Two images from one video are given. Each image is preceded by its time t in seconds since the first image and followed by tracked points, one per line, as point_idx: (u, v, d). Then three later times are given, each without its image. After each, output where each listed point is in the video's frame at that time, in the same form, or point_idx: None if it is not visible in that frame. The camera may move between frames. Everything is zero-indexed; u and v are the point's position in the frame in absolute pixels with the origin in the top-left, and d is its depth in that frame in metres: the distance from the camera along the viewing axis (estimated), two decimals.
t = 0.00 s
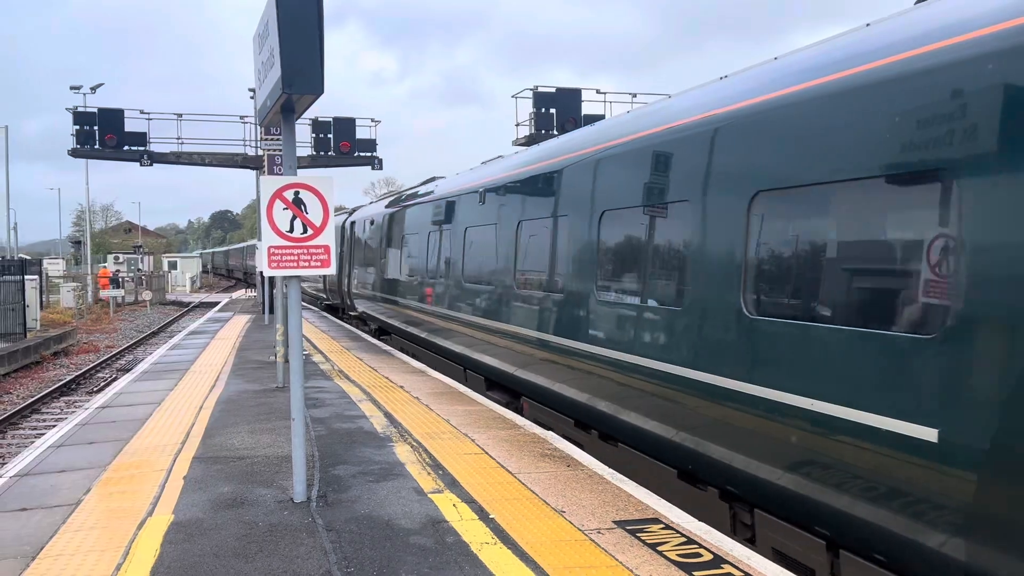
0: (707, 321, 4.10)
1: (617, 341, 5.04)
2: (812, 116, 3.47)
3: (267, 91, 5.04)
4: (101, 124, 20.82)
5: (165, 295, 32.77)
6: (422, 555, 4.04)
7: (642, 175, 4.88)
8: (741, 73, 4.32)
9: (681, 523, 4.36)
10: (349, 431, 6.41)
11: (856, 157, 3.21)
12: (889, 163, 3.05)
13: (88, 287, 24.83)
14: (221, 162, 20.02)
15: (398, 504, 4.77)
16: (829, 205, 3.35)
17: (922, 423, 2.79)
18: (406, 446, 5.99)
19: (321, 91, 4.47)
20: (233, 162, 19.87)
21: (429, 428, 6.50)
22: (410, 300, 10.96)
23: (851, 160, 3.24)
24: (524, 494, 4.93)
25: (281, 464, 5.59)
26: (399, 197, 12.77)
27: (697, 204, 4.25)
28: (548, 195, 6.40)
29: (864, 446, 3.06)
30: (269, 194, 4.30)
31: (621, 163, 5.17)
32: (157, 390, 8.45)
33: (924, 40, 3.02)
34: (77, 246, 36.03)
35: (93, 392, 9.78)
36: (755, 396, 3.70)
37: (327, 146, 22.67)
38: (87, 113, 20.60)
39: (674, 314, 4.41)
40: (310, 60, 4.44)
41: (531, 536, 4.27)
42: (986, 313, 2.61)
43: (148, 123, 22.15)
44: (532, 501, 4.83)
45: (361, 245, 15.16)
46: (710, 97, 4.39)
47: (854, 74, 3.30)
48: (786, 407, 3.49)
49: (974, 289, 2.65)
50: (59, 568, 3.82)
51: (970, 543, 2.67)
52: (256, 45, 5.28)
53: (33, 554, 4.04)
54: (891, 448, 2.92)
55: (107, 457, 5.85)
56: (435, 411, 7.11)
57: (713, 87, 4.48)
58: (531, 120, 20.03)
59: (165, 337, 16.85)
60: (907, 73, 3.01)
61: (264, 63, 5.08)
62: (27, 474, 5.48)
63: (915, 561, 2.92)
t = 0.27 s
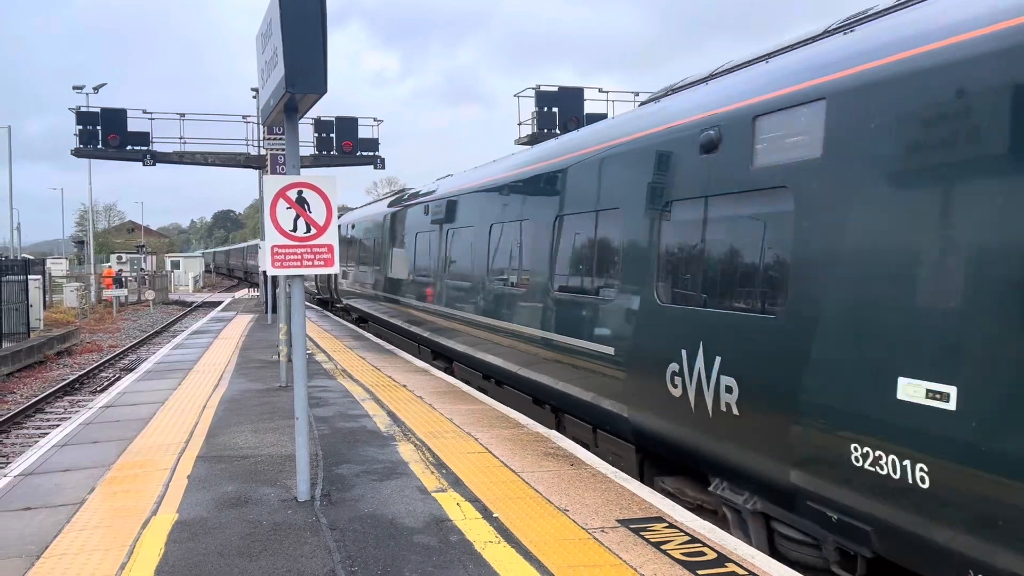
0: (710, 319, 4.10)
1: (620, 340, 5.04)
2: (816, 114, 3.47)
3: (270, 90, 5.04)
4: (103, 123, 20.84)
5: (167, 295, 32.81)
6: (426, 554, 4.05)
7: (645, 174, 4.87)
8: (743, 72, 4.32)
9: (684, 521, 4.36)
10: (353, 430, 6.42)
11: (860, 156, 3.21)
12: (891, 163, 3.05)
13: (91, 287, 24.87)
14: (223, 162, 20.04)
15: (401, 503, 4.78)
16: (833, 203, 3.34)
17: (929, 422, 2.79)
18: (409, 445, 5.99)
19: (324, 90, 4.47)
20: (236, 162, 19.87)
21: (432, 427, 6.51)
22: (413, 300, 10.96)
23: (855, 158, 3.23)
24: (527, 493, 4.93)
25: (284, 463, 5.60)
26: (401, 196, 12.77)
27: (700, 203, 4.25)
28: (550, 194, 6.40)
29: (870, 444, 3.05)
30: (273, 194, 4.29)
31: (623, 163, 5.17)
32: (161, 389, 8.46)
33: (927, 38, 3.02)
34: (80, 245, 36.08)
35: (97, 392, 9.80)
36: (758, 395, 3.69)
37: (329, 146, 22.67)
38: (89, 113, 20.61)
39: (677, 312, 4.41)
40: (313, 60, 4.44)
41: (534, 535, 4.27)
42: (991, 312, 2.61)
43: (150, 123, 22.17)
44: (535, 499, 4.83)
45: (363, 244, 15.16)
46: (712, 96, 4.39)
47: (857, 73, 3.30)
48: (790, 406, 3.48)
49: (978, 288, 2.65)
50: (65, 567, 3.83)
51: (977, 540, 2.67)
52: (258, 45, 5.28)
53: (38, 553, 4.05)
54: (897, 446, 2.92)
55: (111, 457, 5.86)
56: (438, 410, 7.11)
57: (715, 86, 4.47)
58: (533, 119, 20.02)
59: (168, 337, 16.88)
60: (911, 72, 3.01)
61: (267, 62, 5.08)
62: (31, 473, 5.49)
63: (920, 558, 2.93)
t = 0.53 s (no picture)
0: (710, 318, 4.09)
1: (620, 339, 5.04)
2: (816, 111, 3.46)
3: (270, 91, 5.04)
4: (104, 123, 20.84)
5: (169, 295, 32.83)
6: (428, 553, 4.05)
7: (646, 173, 4.86)
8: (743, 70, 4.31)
9: (687, 520, 4.35)
10: (354, 429, 6.42)
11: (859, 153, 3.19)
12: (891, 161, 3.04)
13: (92, 287, 24.89)
14: (224, 162, 20.04)
15: (404, 503, 4.78)
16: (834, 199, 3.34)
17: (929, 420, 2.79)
18: (411, 445, 5.99)
19: (324, 90, 4.47)
20: (237, 162, 19.87)
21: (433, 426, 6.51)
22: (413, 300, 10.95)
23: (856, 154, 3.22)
24: (528, 492, 4.93)
25: (286, 462, 5.60)
26: (402, 196, 12.76)
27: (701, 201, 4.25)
28: (550, 194, 6.39)
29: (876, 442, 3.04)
30: (273, 194, 4.28)
31: (622, 161, 5.16)
32: (162, 390, 8.47)
33: (926, 35, 3.01)
34: (81, 246, 36.04)
35: (98, 392, 9.80)
36: (758, 392, 3.67)
37: (330, 145, 22.67)
38: (90, 113, 20.62)
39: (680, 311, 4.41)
40: (313, 60, 4.44)
41: (536, 534, 4.27)
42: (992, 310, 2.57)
43: (151, 123, 22.17)
44: (537, 499, 4.83)
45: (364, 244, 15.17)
46: (711, 94, 4.38)
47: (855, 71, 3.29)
48: (790, 403, 3.48)
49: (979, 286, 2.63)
50: (67, 567, 3.83)
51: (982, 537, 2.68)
52: (259, 45, 5.28)
53: (40, 553, 4.06)
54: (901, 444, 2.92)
55: (112, 457, 5.86)
56: (440, 409, 7.11)
57: (714, 84, 4.46)
58: (534, 118, 20.01)
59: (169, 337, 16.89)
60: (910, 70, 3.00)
61: (267, 62, 5.07)
62: (33, 474, 5.50)
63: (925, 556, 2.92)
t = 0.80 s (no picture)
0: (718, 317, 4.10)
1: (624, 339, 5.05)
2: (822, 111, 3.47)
3: (269, 91, 5.04)
4: (103, 124, 20.84)
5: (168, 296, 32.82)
6: (428, 552, 4.06)
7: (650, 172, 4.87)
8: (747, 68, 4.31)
9: (687, 519, 4.35)
10: (354, 429, 6.42)
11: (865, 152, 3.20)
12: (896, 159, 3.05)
13: (91, 288, 24.89)
14: (223, 162, 20.04)
15: (404, 502, 4.79)
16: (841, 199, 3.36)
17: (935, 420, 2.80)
18: (411, 445, 5.99)
19: (324, 90, 4.48)
20: (236, 162, 19.88)
21: (433, 426, 6.51)
22: (413, 300, 10.95)
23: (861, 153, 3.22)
24: (528, 492, 4.93)
25: (286, 463, 5.60)
26: (402, 196, 12.76)
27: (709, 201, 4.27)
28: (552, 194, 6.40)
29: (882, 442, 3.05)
30: (273, 195, 4.30)
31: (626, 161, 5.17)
32: (162, 390, 8.47)
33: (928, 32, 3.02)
34: (81, 247, 36.05)
35: (98, 392, 9.80)
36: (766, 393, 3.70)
37: (329, 145, 22.67)
38: (89, 114, 20.63)
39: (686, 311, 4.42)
40: (313, 60, 4.44)
41: (536, 533, 4.27)
42: (1002, 307, 2.57)
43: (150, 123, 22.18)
44: (537, 498, 4.83)
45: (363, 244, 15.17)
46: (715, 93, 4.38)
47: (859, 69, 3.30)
48: (798, 403, 3.50)
49: (988, 282, 2.62)
50: (67, 568, 3.84)
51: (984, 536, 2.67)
52: (258, 45, 5.29)
53: (40, 554, 4.06)
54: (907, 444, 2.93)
55: (112, 457, 5.86)
56: (440, 409, 7.11)
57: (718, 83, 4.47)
58: (532, 117, 20.01)
59: (168, 337, 16.90)
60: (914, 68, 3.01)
61: (266, 62, 5.08)
62: (33, 474, 5.50)
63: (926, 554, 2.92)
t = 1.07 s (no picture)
0: (717, 318, 4.10)
1: (627, 337, 5.06)
2: (819, 108, 3.47)
3: (266, 92, 5.03)
4: (99, 125, 20.81)
5: (165, 297, 32.77)
6: (426, 553, 4.06)
7: (648, 171, 4.88)
8: (745, 65, 4.31)
9: (684, 519, 4.36)
10: (352, 430, 6.41)
11: (863, 150, 3.21)
12: (896, 156, 3.05)
13: (88, 289, 24.83)
14: (219, 163, 20.01)
15: (402, 503, 4.79)
16: (837, 196, 3.36)
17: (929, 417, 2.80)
18: (409, 445, 5.98)
19: (321, 90, 4.47)
20: (232, 163, 19.85)
21: (431, 426, 6.51)
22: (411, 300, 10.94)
23: (860, 151, 3.23)
24: (526, 492, 4.94)
25: (283, 464, 5.59)
26: (399, 196, 12.74)
27: (705, 199, 4.27)
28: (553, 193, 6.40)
29: (877, 440, 3.05)
30: (269, 196, 4.30)
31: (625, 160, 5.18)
32: (159, 391, 8.46)
33: (926, 30, 3.02)
34: (79, 248, 35.88)
35: (95, 394, 9.78)
36: (764, 391, 3.70)
37: (326, 146, 22.63)
38: (85, 115, 20.60)
39: (683, 309, 4.42)
40: (309, 60, 4.44)
41: (534, 534, 4.27)
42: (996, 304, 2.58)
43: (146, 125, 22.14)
44: (535, 498, 4.84)
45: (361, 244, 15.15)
46: (713, 91, 4.38)
47: (857, 66, 3.30)
48: (794, 400, 3.50)
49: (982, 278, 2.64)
50: (65, 570, 3.83)
51: (981, 534, 2.68)
52: (254, 46, 5.28)
53: (38, 556, 4.05)
54: (901, 442, 2.93)
55: (110, 459, 5.85)
56: (438, 410, 7.11)
57: (716, 81, 4.47)
58: (529, 117, 20.00)
59: (165, 338, 16.86)
60: (913, 65, 3.01)
61: (263, 63, 5.07)
62: (30, 476, 5.49)
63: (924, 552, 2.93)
